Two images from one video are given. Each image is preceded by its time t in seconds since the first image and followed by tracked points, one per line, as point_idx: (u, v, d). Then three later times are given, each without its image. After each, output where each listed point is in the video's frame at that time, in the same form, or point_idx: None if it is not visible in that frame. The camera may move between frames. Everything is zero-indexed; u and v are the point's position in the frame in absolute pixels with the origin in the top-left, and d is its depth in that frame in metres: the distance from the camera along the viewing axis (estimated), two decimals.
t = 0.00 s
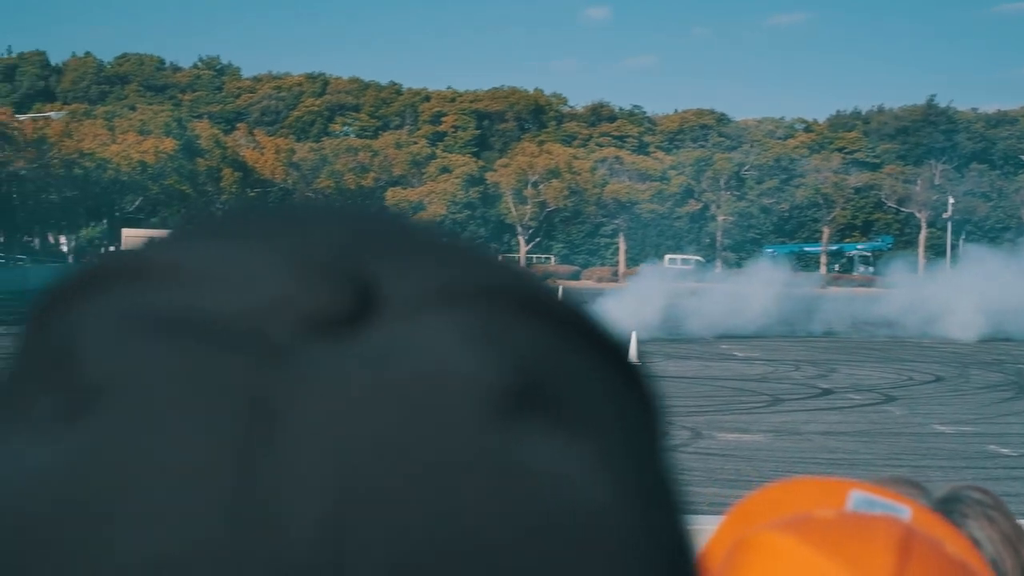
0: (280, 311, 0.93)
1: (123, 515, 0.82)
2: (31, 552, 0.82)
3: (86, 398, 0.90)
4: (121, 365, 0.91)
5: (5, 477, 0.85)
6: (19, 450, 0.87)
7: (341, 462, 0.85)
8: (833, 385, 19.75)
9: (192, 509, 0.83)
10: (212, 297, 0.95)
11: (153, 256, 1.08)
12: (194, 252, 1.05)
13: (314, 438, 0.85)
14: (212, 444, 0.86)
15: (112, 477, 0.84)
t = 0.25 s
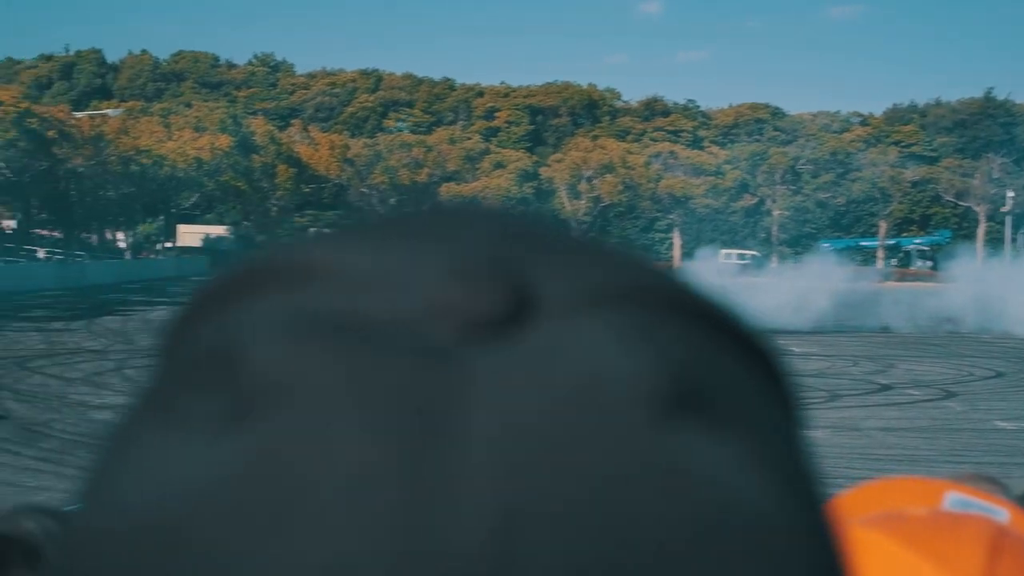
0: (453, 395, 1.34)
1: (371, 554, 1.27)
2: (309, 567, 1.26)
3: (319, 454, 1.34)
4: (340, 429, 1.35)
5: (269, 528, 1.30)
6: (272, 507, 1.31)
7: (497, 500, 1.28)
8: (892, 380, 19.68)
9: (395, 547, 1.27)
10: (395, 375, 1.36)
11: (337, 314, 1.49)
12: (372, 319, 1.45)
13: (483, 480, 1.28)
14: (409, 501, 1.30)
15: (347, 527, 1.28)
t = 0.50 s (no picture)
0: (651, 294, 0.99)
1: (537, 531, 0.92)
2: None
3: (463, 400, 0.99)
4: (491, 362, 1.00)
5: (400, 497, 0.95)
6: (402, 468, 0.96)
7: (713, 458, 0.93)
8: (968, 377, 19.12)
9: (577, 531, 0.92)
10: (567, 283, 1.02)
11: (453, 250, 1.14)
12: (500, 242, 1.09)
13: (695, 428, 0.93)
14: (599, 459, 0.94)
15: (507, 499, 0.93)
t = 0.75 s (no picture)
0: (757, 361, 1.17)
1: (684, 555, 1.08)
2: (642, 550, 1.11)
3: (605, 426, 1.15)
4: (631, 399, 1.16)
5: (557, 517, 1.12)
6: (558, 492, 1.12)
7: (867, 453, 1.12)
8: None
9: (749, 525, 1.11)
10: (748, 312, 1.20)
11: (631, 266, 1.33)
12: (679, 263, 1.28)
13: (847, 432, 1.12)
14: (727, 492, 1.12)
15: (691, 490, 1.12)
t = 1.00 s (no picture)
0: (998, 256, 0.70)
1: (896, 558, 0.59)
2: None
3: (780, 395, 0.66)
4: (786, 282, 0.68)
5: (665, 513, 0.63)
6: (669, 441, 0.63)
7: None
8: None
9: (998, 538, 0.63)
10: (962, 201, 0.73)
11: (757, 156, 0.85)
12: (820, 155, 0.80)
13: None
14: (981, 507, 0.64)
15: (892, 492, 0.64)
